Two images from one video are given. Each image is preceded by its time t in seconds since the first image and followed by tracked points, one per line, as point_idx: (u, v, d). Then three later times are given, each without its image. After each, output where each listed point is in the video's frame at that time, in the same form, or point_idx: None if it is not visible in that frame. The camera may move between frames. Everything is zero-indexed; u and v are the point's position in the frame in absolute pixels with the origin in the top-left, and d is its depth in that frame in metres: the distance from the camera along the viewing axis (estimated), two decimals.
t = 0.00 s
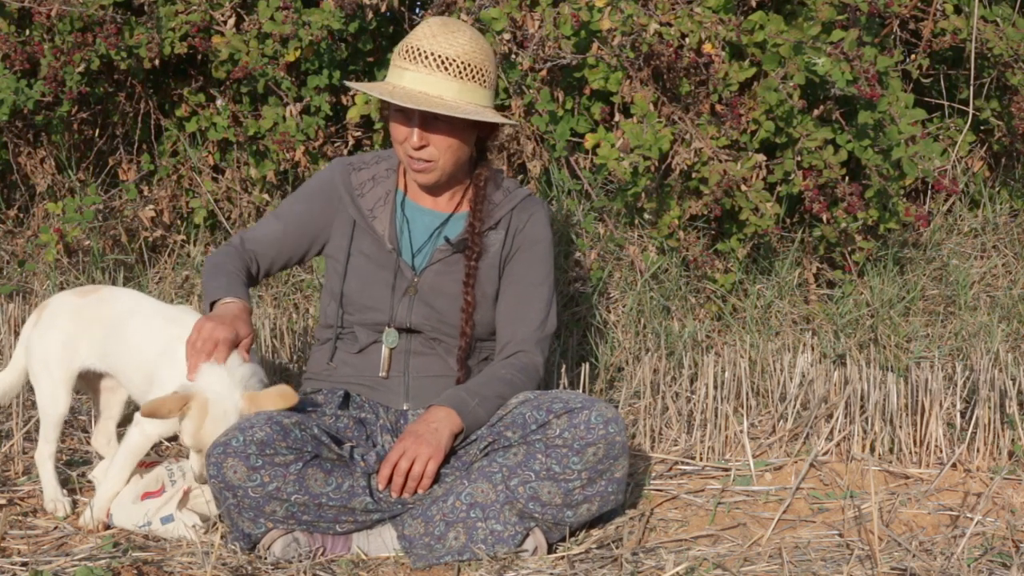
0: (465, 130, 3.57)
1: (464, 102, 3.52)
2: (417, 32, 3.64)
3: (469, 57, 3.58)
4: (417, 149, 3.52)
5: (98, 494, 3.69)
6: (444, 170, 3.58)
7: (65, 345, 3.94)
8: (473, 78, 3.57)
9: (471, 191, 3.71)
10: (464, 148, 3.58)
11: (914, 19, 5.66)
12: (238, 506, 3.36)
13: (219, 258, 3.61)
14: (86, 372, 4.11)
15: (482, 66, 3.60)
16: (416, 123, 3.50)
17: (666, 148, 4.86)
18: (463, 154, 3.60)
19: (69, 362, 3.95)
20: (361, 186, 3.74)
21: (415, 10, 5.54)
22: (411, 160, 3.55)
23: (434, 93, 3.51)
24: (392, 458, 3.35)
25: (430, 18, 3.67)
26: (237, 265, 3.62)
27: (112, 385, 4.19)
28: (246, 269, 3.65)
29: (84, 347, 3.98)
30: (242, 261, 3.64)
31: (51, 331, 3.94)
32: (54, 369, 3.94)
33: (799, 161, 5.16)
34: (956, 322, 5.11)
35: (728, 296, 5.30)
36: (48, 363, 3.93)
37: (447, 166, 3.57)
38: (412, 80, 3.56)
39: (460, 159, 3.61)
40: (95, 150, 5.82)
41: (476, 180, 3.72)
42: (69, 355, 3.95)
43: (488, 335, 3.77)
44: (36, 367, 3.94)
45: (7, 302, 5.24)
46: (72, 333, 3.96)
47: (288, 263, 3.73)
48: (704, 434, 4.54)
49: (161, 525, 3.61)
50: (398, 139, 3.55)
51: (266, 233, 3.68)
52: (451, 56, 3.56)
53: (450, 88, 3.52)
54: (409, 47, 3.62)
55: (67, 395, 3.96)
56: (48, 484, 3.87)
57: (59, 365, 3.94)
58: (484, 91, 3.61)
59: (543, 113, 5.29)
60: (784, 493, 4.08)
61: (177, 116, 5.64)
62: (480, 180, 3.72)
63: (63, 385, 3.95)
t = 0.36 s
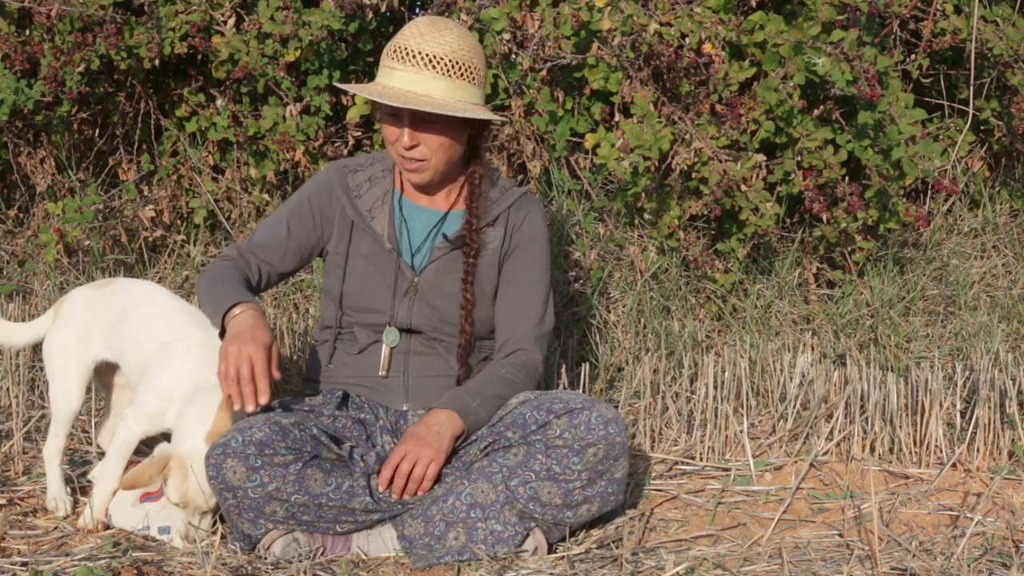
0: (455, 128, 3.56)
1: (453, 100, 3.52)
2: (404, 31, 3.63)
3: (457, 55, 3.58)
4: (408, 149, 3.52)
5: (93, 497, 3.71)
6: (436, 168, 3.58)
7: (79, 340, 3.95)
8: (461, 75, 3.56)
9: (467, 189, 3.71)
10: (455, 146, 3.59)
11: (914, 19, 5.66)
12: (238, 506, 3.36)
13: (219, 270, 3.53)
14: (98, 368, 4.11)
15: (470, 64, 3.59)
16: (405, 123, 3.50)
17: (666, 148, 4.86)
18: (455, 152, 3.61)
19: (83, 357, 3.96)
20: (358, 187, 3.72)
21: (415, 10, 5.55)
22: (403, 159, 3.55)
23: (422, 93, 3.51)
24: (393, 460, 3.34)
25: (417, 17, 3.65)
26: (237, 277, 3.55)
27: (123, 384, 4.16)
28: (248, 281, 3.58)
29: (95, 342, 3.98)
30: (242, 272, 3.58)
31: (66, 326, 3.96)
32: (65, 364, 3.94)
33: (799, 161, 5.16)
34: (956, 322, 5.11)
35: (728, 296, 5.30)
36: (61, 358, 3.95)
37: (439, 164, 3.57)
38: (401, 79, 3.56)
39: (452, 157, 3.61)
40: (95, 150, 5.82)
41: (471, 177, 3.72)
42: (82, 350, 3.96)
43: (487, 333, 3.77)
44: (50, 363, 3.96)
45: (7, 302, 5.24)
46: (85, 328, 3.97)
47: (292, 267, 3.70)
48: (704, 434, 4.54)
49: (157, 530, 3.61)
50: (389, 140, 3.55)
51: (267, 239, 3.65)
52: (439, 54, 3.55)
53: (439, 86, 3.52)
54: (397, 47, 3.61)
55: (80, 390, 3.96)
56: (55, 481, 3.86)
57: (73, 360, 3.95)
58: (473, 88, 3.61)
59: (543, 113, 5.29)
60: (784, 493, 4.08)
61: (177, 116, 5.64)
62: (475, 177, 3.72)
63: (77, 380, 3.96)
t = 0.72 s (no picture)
0: (457, 139, 3.57)
1: (456, 109, 3.52)
2: (412, 36, 3.62)
3: (463, 63, 3.58)
4: (410, 156, 3.52)
5: (95, 498, 3.75)
6: (438, 175, 3.58)
7: (91, 345, 3.98)
8: (466, 84, 3.56)
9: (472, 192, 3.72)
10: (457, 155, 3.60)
11: (915, 19, 5.66)
12: (239, 507, 3.35)
13: (213, 267, 3.48)
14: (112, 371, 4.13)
15: (475, 72, 3.59)
16: (409, 131, 3.49)
17: (666, 148, 4.86)
18: (456, 162, 3.61)
19: (96, 361, 4.00)
20: (366, 184, 3.73)
21: (415, 10, 5.54)
22: (407, 163, 3.55)
23: (426, 101, 3.51)
24: (394, 459, 3.35)
25: (425, 23, 3.65)
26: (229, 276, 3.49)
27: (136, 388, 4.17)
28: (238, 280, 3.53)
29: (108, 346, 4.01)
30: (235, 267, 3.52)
31: (79, 331, 3.99)
32: (77, 368, 3.98)
33: (799, 161, 5.16)
34: (956, 322, 5.11)
35: (728, 296, 5.29)
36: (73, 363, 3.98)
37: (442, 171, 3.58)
38: (405, 86, 3.56)
39: (455, 163, 3.61)
40: (95, 150, 5.82)
41: (477, 182, 3.73)
42: (95, 354, 3.99)
43: (491, 335, 3.78)
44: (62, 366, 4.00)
45: (7, 302, 5.24)
46: (98, 332, 3.99)
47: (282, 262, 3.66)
48: (704, 434, 4.54)
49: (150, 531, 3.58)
50: (392, 145, 3.55)
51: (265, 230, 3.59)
52: (444, 62, 3.55)
53: (444, 95, 3.52)
54: (403, 53, 3.60)
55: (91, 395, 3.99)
56: (60, 483, 3.87)
57: (86, 364, 3.98)
58: (478, 96, 3.61)
59: (543, 112, 5.29)
60: (784, 493, 4.08)
61: (177, 116, 5.64)
62: (481, 182, 3.72)
63: (89, 384, 3.99)
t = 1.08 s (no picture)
0: (458, 131, 3.56)
1: (455, 103, 3.52)
2: (410, 33, 3.63)
3: (461, 57, 3.58)
4: (411, 152, 3.53)
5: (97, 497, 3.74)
6: (439, 172, 3.58)
7: (89, 352, 4.00)
8: (463, 77, 3.56)
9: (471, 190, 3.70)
10: (459, 148, 3.59)
11: (915, 19, 5.66)
12: (239, 507, 3.35)
13: (205, 243, 3.56)
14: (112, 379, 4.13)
15: (472, 66, 3.59)
16: (409, 127, 3.50)
17: (666, 148, 4.86)
18: (458, 155, 3.61)
19: (96, 366, 4.01)
20: (365, 184, 3.72)
21: (415, 10, 5.54)
22: (407, 161, 3.55)
23: (423, 95, 3.51)
24: (394, 459, 3.36)
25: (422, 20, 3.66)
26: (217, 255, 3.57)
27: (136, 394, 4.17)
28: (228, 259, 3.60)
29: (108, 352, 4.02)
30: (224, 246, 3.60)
31: (81, 336, 4.02)
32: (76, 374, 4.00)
33: (799, 161, 5.16)
34: (956, 322, 5.11)
35: (728, 296, 5.29)
36: (73, 369, 4.00)
37: (444, 167, 3.58)
38: (404, 83, 3.55)
39: (456, 158, 3.61)
40: (95, 150, 5.82)
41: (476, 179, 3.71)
42: (94, 360, 4.01)
43: (491, 336, 3.77)
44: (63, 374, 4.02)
45: (7, 302, 5.24)
46: (97, 339, 4.01)
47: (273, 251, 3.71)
48: (704, 434, 4.53)
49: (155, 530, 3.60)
50: (393, 142, 3.56)
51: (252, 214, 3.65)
52: (441, 57, 3.55)
53: (444, 89, 3.52)
54: (400, 50, 3.61)
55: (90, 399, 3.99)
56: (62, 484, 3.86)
57: (85, 369, 4.00)
58: (478, 90, 3.61)
59: (543, 112, 5.28)
60: (784, 493, 4.08)
61: (177, 116, 5.64)
62: (481, 181, 3.71)
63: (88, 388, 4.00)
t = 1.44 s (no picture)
0: (457, 122, 3.57)
1: (457, 94, 3.53)
2: (401, 29, 3.63)
3: (457, 48, 3.60)
4: (416, 147, 3.52)
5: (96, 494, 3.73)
6: (443, 165, 3.58)
7: (79, 350, 4.00)
8: (461, 68, 3.58)
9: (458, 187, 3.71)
10: (458, 140, 3.60)
11: (915, 19, 5.66)
12: (239, 506, 3.36)
13: (199, 235, 3.61)
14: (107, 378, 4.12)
15: (467, 57, 3.61)
16: (412, 121, 3.51)
17: (666, 148, 4.86)
18: (457, 147, 3.61)
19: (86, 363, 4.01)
20: (350, 184, 3.73)
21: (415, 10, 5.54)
22: (408, 156, 3.54)
23: (425, 88, 3.51)
24: (391, 463, 3.36)
25: (410, 16, 3.67)
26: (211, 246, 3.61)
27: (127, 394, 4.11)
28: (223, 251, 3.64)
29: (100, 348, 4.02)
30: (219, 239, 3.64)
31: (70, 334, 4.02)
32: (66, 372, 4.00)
33: (799, 161, 5.16)
34: (956, 322, 5.11)
35: (728, 296, 5.29)
36: (64, 366, 4.00)
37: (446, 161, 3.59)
38: (403, 77, 3.55)
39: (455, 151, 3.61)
40: (95, 150, 5.82)
41: (464, 175, 3.72)
42: (84, 358, 4.01)
43: (484, 332, 3.77)
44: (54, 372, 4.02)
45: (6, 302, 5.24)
46: (86, 337, 4.01)
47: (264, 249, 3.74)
48: (704, 434, 4.53)
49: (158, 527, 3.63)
50: (392, 139, 3.55)
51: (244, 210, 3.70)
52: (439, 49, 3.56)
53: (445, 80, 3.53)
54: (393, 46, 3.60)
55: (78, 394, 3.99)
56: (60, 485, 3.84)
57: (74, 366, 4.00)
58: (473, 81, 3.63)
59: (543, 112, 5.28)
60: (784, 493, 4.08)
61: (177, 116, 5.64)
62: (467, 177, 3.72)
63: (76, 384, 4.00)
